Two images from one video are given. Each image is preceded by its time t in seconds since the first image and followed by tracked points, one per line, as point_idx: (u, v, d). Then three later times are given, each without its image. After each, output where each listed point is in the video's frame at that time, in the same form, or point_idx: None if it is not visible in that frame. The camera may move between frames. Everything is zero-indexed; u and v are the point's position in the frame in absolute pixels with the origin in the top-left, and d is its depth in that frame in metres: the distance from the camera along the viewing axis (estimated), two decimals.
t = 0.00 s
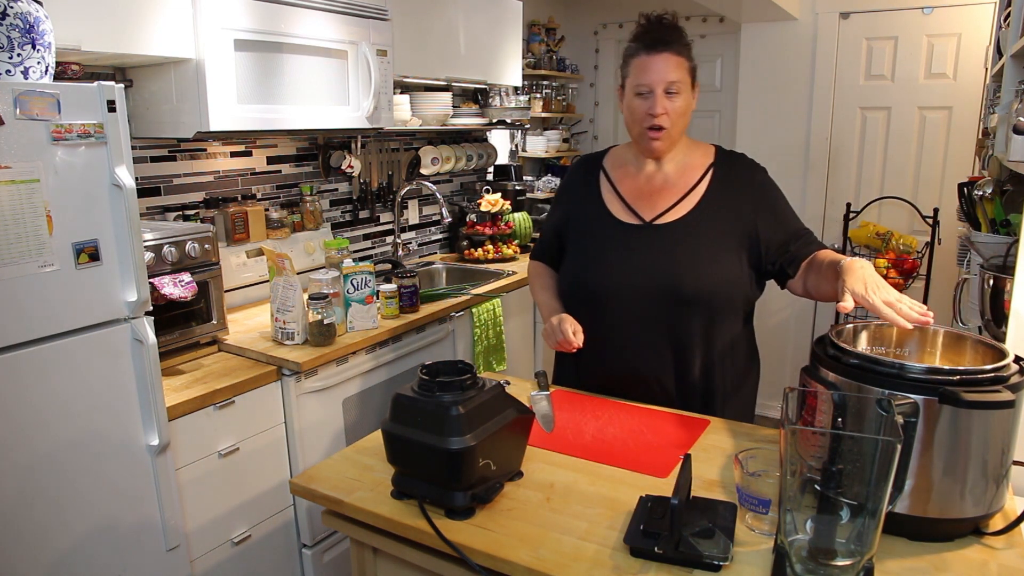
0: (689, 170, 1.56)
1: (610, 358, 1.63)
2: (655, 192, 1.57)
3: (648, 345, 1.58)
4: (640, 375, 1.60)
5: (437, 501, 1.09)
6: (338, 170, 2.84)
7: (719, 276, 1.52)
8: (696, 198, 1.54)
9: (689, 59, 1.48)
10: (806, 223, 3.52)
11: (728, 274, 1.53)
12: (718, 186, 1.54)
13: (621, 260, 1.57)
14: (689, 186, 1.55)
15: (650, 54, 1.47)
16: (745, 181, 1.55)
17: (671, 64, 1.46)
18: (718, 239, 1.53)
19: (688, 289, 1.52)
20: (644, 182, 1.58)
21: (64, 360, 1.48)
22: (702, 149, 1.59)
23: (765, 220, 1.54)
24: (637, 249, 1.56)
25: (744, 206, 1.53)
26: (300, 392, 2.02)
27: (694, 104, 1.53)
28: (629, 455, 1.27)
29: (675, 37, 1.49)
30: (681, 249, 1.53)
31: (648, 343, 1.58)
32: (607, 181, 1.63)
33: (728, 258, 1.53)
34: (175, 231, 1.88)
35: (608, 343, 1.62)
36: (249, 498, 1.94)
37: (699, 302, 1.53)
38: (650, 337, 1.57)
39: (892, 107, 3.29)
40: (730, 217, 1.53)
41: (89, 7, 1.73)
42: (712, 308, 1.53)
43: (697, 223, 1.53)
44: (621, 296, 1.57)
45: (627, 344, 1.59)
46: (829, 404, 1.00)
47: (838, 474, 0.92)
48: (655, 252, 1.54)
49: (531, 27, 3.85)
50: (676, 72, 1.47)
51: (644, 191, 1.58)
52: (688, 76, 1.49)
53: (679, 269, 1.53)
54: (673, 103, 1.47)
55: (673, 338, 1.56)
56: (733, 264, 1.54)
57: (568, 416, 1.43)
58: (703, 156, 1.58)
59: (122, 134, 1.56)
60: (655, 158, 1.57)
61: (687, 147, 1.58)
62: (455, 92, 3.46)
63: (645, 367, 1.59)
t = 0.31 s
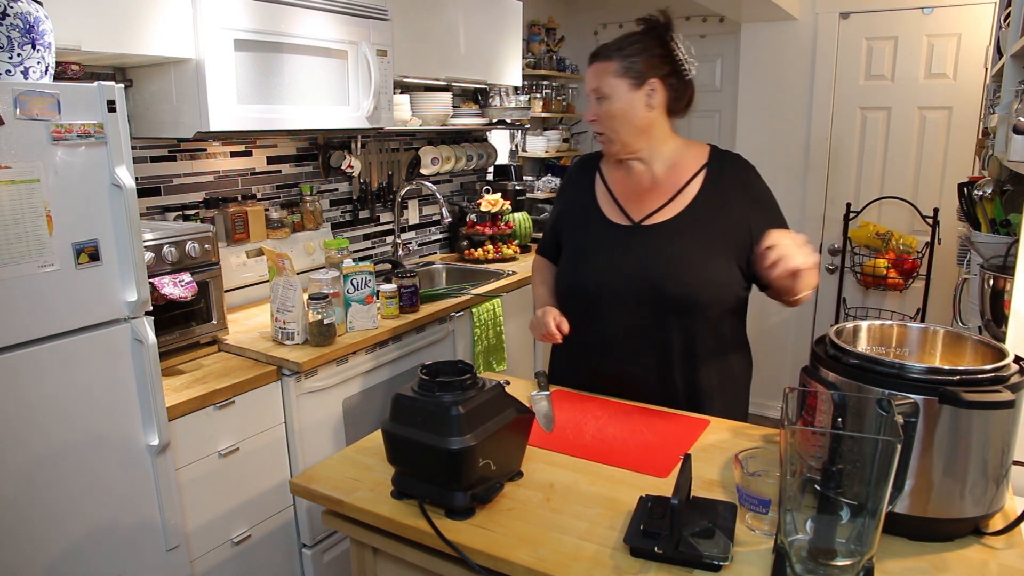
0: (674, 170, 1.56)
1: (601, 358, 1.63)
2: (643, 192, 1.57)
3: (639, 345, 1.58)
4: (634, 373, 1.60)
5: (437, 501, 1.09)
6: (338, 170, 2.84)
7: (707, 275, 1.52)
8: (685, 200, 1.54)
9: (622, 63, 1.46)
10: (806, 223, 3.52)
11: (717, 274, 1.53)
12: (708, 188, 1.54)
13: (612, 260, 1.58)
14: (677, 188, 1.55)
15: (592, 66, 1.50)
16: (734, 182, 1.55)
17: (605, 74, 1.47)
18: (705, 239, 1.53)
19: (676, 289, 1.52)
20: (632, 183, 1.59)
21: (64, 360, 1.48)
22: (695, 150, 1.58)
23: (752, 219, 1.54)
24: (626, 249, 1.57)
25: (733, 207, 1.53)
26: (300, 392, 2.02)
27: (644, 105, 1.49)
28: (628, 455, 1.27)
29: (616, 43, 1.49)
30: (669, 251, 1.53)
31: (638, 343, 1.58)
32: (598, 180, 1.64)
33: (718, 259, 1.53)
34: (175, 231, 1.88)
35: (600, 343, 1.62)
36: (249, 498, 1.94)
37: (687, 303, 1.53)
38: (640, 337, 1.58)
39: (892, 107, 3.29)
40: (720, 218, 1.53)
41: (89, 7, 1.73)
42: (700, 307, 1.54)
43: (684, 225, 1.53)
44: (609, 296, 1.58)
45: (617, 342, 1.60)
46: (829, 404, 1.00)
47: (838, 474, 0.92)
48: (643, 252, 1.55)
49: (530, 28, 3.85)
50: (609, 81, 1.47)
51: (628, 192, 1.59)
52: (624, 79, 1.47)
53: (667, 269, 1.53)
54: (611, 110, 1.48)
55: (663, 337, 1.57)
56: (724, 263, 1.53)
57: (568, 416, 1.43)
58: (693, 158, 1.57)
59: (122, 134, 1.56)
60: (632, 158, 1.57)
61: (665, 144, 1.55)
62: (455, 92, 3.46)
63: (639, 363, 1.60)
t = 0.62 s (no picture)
0: (626, 167, 1.59)
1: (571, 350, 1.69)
2: (600, 189, 1.63)
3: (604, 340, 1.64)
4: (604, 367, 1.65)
5: (437, 501, 1.09)
6: (339, 170, 2.84)
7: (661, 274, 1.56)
8: (631, 196, 1.56)
9: (564, 70, 1.59)
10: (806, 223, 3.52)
11: (673, 271, 1.56)
12: (658, 184, 1.54)
13: (574, 260, 1.63)
14: (625, 184, 1.58)
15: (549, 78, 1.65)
16: (690, 177, 1.53)
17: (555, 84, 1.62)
18: (661, 239, 1.55)
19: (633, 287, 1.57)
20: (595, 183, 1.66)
21: (64, 360, 1.48)
22: (651, 147, 1.60)
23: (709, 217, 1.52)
24: (587, 249, 1.61)
25: (687, 208, 1.52)
26: (299, 392, 2.02)
27: (586, 109, 1.59)
28: (628, 455, 1.27)
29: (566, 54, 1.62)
30: (623, 251, 1.56)
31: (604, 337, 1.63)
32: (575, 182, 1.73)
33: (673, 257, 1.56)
34: (175, 231, 1.88)
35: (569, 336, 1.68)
36: (249, 498, 1.94)
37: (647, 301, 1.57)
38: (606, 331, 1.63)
39: (892, 107, 3.29)
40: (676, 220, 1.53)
41: (90, 6, 1.73)
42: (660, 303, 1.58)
43: (637, 225, 1.55)
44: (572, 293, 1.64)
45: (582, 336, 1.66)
46: (829, 404, 1.00)
47: (838, 475, 0.92)
48: (601, 253, 1.59)
49: (531, 28, 3.85)
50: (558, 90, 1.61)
51: (586, 189, 1.65)
52: (568, 85, 1.59)
53: (624, 269, 1.57)
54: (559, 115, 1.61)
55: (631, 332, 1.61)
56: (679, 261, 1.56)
57: (568, 416, 1.43)
58: (644, 154, 1.59)
59: (122, 134, 1.56)
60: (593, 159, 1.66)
61: (617, 143, 1.61)
62: (455, 92, 3.46)
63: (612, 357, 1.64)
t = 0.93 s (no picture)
0: (598, 159, 1.71)
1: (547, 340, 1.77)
2: (577, 179, 1.75)
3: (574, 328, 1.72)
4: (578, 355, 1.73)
5: (437, 501, 1.09)
6: (338, 170, 2.84)
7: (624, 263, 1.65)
8: (599, 186, 1.68)
9: (547, 65, 1.73)
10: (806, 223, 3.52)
11: (636, 262, 1.65)
12: (619, 174, 1.64)
13: (547, 249, 1.75)
14: (594, 174, 1.70)
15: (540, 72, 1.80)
16: (650, 165, 1.62)
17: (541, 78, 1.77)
18: (625, 228, 1.64)
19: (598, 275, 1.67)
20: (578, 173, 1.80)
21: (64, 360, 1.48)
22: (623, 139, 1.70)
23: (665, 204, 1.60)
24: (560, 238, 1.73)
25: (648, 196, 1.61)
26: (299, 392, 2.02)
27: (564, 102, 1.72)
28: (628, 455, 1.27)
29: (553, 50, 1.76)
30: (588, 241, 1.67)
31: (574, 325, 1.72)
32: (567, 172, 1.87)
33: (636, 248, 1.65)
34: (175, 231, 1.88)
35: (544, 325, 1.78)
36: (249, 498, 1.94)
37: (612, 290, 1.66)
38: (578, 320, 1.72)
39: (892, 107, 3.29)
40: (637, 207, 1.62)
41: (89, 6, 1.72)
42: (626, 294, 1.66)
43: (599, 214, 1.66)
44: (545, 281, 1.76)
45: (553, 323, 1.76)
46: (829, 404, 1.00)
47: (838, 475, 0.92)
48: (570, 243, 1.70)
49: (530, 28, 3.85)
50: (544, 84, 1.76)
51: (565, 177, 1.79)
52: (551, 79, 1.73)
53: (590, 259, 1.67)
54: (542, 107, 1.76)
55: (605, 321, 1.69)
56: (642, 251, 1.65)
57: (568, 416, 1.43)
58: (614, 148, 1.69)
59: (122, 135, 1.56)
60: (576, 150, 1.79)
61: (593, 136, 1.73)
62: (455, 92, 3.46)
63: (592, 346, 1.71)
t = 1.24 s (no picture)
0: (606, 160, 1.71)
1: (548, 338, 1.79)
2: (586, 180, 1.75)
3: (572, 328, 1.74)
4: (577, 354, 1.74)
5: (437, 501, 1.09)
6: (338, 170, 2.84)
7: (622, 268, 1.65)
8: (604, 188, 1.68)
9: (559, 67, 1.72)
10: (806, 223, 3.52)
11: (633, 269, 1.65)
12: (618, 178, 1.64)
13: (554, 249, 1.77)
14: (601, 177, 1.70)
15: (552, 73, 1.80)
16: (651, 169, 1.61)
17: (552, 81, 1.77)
18: (626, 232, 1.64)
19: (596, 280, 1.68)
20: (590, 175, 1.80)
21: (65, 360, 1.48)
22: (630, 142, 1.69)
23: (661, 209, 1.57)
24: (565, 240, 1.74)
25: (645, 200, 1.60)
26: (299, 392, 2.02)
27: (574, 104, 1.72)
28: (628, 455, 1.27)
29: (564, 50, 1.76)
30: (589, 243, 1.69)
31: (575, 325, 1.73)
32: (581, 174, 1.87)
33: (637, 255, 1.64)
34: (175, 231, 1.88)
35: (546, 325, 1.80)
36: (249, 498, 1.94)
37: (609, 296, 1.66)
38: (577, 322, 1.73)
39: (892, 107, 3.29)
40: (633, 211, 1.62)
41: (89, 6, 1.72)
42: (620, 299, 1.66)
43: (598, 219, 1.67)
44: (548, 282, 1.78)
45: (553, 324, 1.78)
46: (829, 404, 1.00)
47: (838, 475, 0.92)
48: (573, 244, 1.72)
49: (530, 27, 3.85)
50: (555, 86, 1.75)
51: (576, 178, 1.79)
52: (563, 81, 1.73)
53: (589, 263, 1.69)
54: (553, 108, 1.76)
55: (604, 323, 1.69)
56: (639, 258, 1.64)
57: (568, 416, 1.43)
58: (620, 150, 1.69)
59: (122, 134, 1.56)
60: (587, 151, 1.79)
61: (603, 138, 1.73)
62: (455, 92, 3.46)
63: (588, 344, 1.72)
